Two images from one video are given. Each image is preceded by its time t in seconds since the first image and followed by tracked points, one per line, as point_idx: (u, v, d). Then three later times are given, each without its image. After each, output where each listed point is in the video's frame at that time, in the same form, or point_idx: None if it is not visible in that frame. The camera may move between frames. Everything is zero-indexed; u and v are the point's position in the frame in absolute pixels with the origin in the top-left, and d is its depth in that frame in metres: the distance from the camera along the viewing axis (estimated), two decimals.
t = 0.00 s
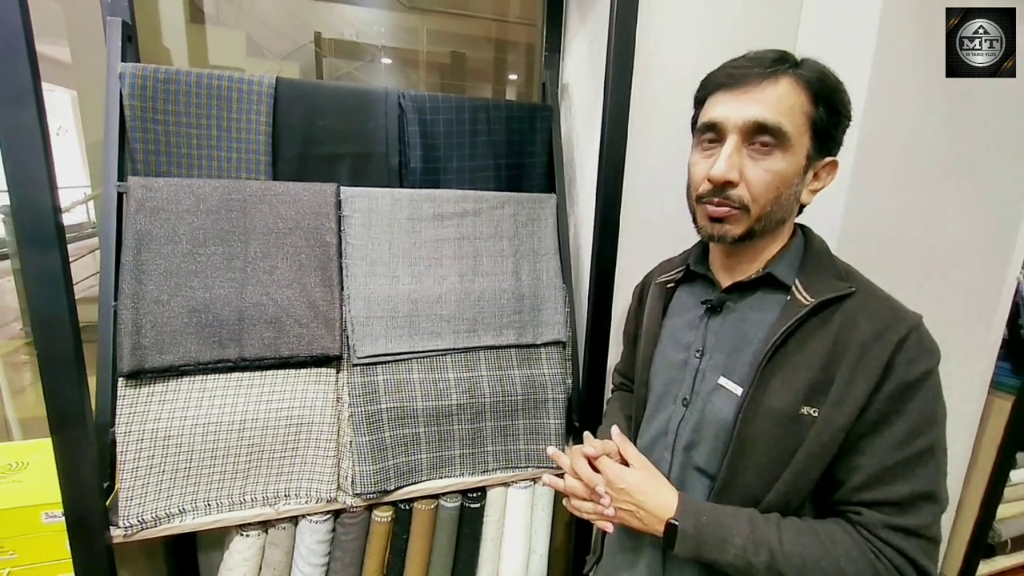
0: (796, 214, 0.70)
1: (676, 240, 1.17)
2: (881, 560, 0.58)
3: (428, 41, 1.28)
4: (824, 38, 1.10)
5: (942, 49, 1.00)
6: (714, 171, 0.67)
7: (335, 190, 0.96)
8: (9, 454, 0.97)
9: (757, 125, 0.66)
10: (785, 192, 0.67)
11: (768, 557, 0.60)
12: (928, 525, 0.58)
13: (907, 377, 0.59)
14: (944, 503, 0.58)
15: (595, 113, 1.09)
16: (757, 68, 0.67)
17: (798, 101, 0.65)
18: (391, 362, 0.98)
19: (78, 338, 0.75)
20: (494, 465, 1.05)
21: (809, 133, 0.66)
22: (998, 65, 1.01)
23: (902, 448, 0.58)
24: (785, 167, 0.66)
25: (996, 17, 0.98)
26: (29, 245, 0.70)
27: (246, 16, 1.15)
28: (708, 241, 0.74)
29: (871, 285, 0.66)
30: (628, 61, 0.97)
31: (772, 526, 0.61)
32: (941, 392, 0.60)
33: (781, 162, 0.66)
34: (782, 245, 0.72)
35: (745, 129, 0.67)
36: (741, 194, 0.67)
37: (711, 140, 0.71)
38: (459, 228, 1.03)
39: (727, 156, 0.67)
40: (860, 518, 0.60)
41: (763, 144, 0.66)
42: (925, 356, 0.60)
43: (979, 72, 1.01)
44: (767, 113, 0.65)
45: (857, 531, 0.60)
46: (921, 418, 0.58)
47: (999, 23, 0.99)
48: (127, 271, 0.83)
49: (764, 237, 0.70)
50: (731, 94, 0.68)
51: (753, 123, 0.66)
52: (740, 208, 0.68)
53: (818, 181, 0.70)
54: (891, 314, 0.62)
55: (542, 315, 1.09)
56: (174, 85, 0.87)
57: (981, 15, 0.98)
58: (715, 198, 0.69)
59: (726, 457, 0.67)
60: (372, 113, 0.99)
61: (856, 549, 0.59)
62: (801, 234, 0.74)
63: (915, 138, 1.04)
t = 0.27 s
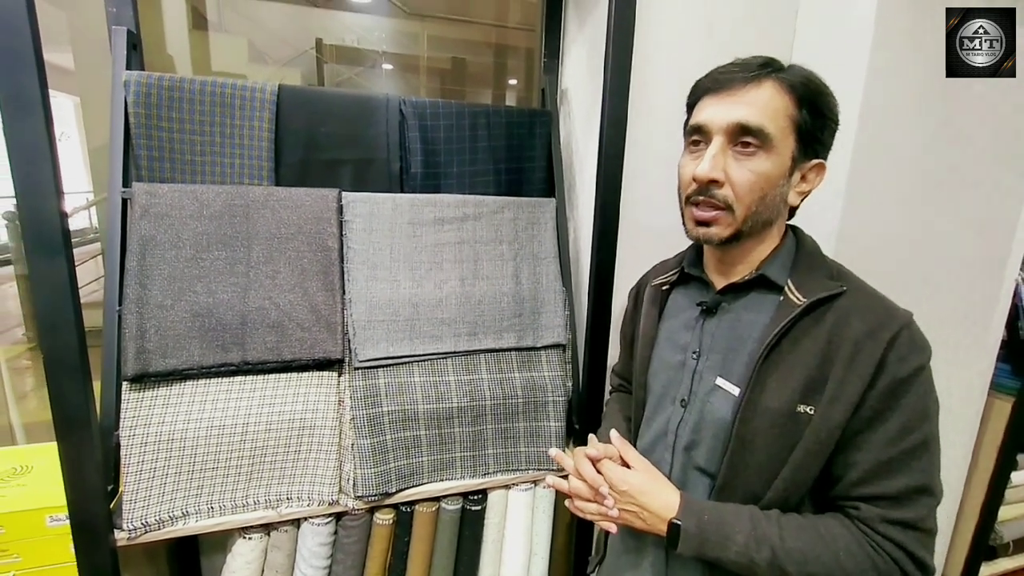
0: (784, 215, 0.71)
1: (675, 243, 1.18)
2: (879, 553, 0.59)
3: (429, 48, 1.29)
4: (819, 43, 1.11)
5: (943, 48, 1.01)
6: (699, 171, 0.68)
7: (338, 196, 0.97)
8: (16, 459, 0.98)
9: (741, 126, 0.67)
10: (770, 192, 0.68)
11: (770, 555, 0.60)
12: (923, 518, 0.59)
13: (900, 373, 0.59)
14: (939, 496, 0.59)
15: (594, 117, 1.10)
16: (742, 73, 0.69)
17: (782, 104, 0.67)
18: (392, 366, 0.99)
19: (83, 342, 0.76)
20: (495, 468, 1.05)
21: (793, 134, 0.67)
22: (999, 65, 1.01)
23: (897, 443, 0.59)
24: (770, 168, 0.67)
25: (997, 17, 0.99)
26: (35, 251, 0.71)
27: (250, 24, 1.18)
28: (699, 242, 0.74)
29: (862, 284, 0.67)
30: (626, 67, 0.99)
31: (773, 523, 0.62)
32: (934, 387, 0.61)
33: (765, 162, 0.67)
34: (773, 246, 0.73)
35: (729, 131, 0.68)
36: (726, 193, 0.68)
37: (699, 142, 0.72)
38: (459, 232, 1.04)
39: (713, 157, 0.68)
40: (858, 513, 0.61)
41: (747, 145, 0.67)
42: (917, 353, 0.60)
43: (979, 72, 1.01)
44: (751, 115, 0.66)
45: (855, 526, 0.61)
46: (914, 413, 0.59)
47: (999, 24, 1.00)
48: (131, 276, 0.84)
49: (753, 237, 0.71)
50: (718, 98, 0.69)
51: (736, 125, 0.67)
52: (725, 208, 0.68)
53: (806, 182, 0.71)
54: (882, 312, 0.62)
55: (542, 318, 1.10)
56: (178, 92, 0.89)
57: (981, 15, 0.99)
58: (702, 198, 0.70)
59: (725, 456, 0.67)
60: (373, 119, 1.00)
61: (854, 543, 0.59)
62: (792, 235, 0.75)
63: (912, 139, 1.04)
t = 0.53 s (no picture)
0: (779, 217, 0.72)
1: (674, 245, 1.18)
2: (868, 549, 0.59)
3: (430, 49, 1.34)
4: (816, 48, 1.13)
5: (943, 48, 1.01)
6: (695, 174, 0.69)
7: (340, 197, 0.98)
8: (18, 456, 0.99)
9: (735, 130, 0.68)
10: (766, 195, 0.69)
11: (760, 547, 0.61)
12: (911, 515, 0.59)
13: (890, 373, 0.60)
14: (927, 494, 0.59)
15: (594, 120, 1.12)
16: (737, 78, 0.70)
17: (775, 108, 0.67)
18: (393, 365, 0.99)
19: (87, 341, 0.77)
20: (494, 468, 1.06)
21: (787, 137, 0.68)
22: (999, 65, 1.02)
23: (886, 441, 0.60)
24: (765, 170, 0.68)
25: (997, 17, 1.00)
26: (42, 252, 0.72)
27: (250, 23, 1.19)
28: (695, 243, 0.75)
29: (855, 284, 0.68)
30: (626, 70, 1.00)
31: (764, 518, 0.63)
32: (924, 387, 0.61)
33: (760, 165, 0.68)
34: (768, 247, 0.73)
35: (724, 134, 0.69)
36: (721, 195, 0.69)
37: (696, 146, 0.73)
38: (460, 234, 1.05)
39: (708, 159, 0.69)
40: (847, 510, 0.61)
41: (742, 148, 0.68)
42: (907, 353, 0.61)
43: (979, 72, 1.02)
44: (746, 119, 0.67)
45: (845, 523, 0.61)
46: (903, 412, 0.60)
47: (999, 24, 1.00)
48: (135, 273, 0.85)
49: (747, 238, 0.71)
50: (713, 102, 0.70)
51: (731, 128, 0.68)
52: (721, 209, 0.69)
53: (801, 184, 0.72)
54: (873, 312, 0.63)
55: (542, 319, 1.11)
56: (182, 92, 0.89)
57: (981, 15, 1.00)
58: (698, 200, 0.71)
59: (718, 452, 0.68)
60: (376, 121, 1.01)
61: (844, 540, 0.60)
62: (788, 237, 0.75)
63: (913, 143, 1.04)
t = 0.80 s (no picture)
0: (775, 221, 0.72)
1: (673, 247, 1.19)
2: (865, 547, 0.60)
3: (432, 52, 1.34)
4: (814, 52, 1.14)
5: (943, 48, 1.00)
6: (693, 179, 0.70)
7: (342, 200, 0.99)
8: (23, 457, 1.00)
9: (731, 136, 0.69)
10: (762, 199, 0.70)
11: (763, 550, 0.61)
12: (905, 514, 0.60)
13: (885, 374, 0.61)
14: (919, 492, 0.60)
15: (594, 124, 1.13)
16: (732, 85, 0.70)
17: (770, 114, 0.68)
18: (394, 367, 1.00)
19: (94, 342, 0.77)
20: (495, 469, 1.06)
21: (782, 143, 0.69)
22: (999, 65, 1.01)
23: (881, 442, 0.60)
24: (761, 175, 0.69)
25: (995, 18, 0.99)
26: (49, 254, 0.73)
27: (250, 25, 1.20)
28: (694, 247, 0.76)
29: (850, 288, 0.69)
30: (626, 75, 1.01)
31: (765, 519, 0.63)
32: (917, 390, 0.62)
33: (756, 170, 0.69)
34: (764, 250, 0.74)
35: (720, 140, 0.70)
36: (718, 200, 0.70)
37: (693, 151, 0.74)
38: (462, 237, 1.06)
39: (705, 165, 0.70)
40: (843, 509, 0.62)
41: (738, 153, 0.69)
42: (901, 355, 0.62)
43: (979, 72, 1.01)
44: (741, 125, 0.68)
45: (841, 523, 0.62)
46: (897, 414, 0.61)
47: (998, 24, 1.00)
48: (140, 276, 0.85)
49: (744, 241, 0.72)
50: (710, 109, 0.71)
51: (727, 134, 0.69)
52: (718, 214, 0.70)
53: (797, 188, 0.73)
54: (868, 316, 0.64)
55: (542, 321, 1.11)
56: (186, 97, 0.90)
57: (980, 16, 0.99)
58: (695, 204, 0.72)
59: (715, 453, 0.69)
60: (378, 125, 1.02)
61: (841, 539, 0.60)
62: (785, 240, 0.76)
63: (916, 145, 1.02)
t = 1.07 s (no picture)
0: (781, 226, 0.73)
1: (676, 251, 1.20)
2: (881, 546, 0.60)
3: (436, 57, 1.37)
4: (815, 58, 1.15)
5: (942, 48, 0.99)
6: (705, 186, 0.71)
7: (349, 204, 1.00)
8: (31, 456, 1.02)
9: (742, 143, 0.69)
10: (771, 205, 0.71)
11: (787, 556, 0.60)
12: (915, 514, 0.61)
13: (891, 377, 0.62)
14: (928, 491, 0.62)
15: (597, 129, 1.14)
16: (740, 92, 0.71)
17: (778, 121, 0.69)
18: (400, 369, 1.01)
19: (106, 343, 0.79)
20: (499, 470, 1.07)
21: (790, 150, 0.70)
22: (999, 65, 1.00)
23: (892, 443, 0.61)
24: (770, 181, 0.70)
25: (997, 17, 0.98)
26: (65, 258, 0.74)
27: (257, 31, 1.23)
28: (702, 252, 0.77)
29: (853, 291, 0.69)
30: (630, 81, 1.02)
31: (785, 524, 0.62)
32: (922, 392, 0.63)
33: (766, 176, 0.70)
34: (769, 254, 0.75)
35: (730, 147, 0.70)
36: (730, 206, 0.70)
37: (701, 157, 0.74)
38: (466, 240, 1.07)
39: (716, 171, 0.71)
40: (857, 511, 0.62)
41: (748, 160, 0.70)
42: (905, 358, 0.63)
43: (979, 72, 1.00)
44: (751, 132, 0.69)
45: (859, 525, 0.62)
46: (905, 416, 0.61)
47: (999, 24, 0.98)
48: (150, 278, 0.87)
49: (752, 246, 0.73)
50: (718, 116, 0.72)
51: (737, 141, 0.69)
52: (730, 219, 0.71)
53: (801, 194, 0.74)
54: (872, 319, 0.65)
55: (547, 324, 1.12)
56: (197, 103, 0.92)
57: (981, 16, 0.98)
58: (706, 210, 0.72)
59: (722, 455, 0.69)
60: (384, 130, 1.03)
61: (861, 541, 0.60)
62: (788, 244, 0.77)
63: (917, 151, 1.03)
